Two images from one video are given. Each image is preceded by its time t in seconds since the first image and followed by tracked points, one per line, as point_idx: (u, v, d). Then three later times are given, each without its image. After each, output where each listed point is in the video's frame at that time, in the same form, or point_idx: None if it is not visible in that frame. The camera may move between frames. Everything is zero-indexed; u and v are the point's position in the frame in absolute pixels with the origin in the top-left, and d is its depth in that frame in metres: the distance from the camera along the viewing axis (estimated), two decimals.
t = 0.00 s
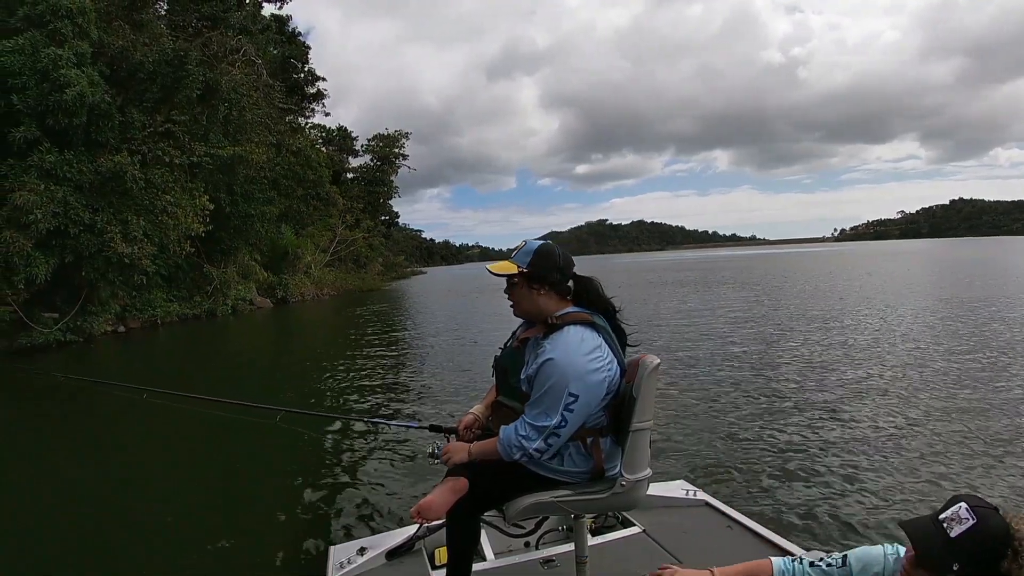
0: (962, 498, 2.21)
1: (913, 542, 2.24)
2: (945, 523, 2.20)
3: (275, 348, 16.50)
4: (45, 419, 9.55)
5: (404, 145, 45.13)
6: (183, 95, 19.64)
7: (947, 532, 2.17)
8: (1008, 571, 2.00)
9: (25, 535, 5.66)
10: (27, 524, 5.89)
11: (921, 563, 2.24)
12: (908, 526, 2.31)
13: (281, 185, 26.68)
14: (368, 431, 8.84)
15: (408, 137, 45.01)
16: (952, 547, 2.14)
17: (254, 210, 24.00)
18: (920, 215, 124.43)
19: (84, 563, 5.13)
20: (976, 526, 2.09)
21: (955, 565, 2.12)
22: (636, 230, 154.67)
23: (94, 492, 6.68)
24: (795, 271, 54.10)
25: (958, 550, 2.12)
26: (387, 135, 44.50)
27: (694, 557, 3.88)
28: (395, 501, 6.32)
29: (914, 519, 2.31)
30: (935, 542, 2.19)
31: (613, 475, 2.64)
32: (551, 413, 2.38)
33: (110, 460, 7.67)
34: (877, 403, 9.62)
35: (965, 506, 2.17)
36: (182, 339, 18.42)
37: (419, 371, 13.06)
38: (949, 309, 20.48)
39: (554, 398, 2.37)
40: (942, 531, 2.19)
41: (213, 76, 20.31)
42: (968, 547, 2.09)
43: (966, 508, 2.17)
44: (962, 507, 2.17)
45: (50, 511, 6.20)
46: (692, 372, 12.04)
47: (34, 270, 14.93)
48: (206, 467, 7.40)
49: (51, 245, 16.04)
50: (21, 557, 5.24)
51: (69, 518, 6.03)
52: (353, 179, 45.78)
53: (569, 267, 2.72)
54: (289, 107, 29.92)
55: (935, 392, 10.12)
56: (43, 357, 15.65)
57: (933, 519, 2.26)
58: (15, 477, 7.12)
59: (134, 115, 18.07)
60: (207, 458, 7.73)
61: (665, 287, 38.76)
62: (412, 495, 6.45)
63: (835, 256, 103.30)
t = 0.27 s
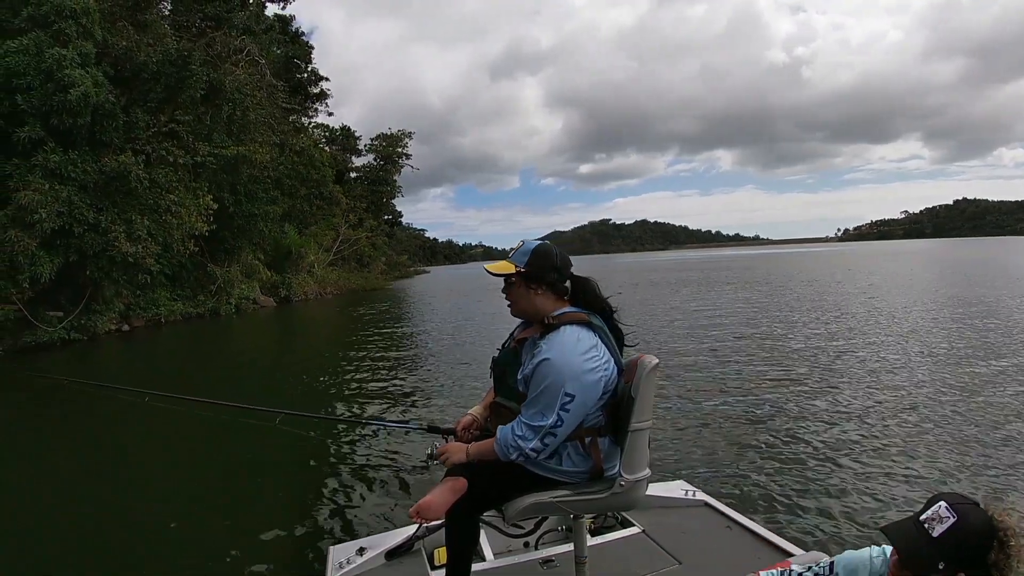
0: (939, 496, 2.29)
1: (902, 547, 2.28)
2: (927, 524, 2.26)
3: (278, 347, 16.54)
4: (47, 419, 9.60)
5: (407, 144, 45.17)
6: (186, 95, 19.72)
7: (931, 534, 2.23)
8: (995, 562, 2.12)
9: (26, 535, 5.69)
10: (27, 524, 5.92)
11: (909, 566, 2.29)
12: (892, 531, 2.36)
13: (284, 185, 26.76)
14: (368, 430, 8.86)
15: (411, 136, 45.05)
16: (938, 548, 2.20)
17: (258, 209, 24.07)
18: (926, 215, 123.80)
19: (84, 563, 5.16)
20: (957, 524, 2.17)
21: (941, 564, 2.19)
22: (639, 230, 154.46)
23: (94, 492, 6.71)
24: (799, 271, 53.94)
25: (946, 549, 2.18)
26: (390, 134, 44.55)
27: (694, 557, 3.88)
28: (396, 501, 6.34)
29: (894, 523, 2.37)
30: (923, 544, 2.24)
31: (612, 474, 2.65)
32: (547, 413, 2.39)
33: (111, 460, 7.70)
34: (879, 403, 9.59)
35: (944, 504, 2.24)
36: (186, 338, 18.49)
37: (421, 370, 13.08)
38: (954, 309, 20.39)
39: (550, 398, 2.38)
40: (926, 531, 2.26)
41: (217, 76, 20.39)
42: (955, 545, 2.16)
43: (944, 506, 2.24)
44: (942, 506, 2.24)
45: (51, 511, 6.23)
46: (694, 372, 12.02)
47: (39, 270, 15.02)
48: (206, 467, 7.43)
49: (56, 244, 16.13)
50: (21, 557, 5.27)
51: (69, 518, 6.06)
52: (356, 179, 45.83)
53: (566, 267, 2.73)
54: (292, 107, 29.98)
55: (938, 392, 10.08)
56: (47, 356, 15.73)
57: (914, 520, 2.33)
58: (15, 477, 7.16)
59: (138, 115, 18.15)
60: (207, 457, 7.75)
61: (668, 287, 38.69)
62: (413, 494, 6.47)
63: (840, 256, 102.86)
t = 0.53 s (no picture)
0: (926, 497, 2.36)
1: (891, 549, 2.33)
2: (915, 525, 2.32)
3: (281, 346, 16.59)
4: (50, 417, 9.65)
5: (410, 144, 45.21)
6: (191, 95, 19.81)
7: (918, 535, 2.29)
8: (986, 562, 2.15)
9: (28, 534, 5.71)
10: (29, 523, 5.94)
11: (898, 567, 2.33)
12: (880, 533, 2.42)
13: (288, 185, 26.82)
14: (370, 429, 8.88)
15: (414, 136, 45.09)
16: (927, 548, 2.25)
17: (262, 209, 24.15)
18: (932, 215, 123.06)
19: (85, 562, 5.17)
20: (944, 523, 2.23)
21: (928, 564, 2.24)
22: (644, 229, 154.16)
23: (95, 492, 6.73)
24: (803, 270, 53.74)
25: (935, 548, 2.23)
26: (393, 134, 44.60)
27: (693, 556, 3.88)
28: (396, 501, 6.36)
29: (884, 525, 2.43)
30: (911, 545, 2.29)
31: (612, 474, 2.65)
32: (541, 412, 2.40)
33: (112, 460, 7.73)
34: (882, 403, 9.55)
35: (932, 505, 2.30)
36: (190, 337, 18.57)
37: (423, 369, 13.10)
38: (959, 309, 20.26)
39: (544, 397, 2.39)
40: (914, 532, 2.31)
41: (221, 77, 20.48)
42: (943, 545, 2.21)
43: (932, 507, 2.30)
44: (928, 507, 2.30)
45: (52, 510, 6.25)
46: (695, 372, 12.00)
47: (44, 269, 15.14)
48: (207, 466, 7.45)
49: (61, 244, 16.23)
50: (23, 556, 5.28)
51: (71, 517, 6.08)
52: (359, 178, 45.88)
53: (565, 267, 2.74)
54: (296, 107, 30.05)
55: (942, 393, 10.03)
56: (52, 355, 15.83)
57: (903, 522, 2.38)
58: (17, 476, 7.18)
59: (143, 115, 18.24)
60: (208, 457, 7.77)
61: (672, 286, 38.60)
62: (414, 494, 6.50)
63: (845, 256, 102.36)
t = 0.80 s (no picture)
0: (929, 497, 2.34)
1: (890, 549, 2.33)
2: (916, 524, 2.31)
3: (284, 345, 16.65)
4: (50, 417, 9.64)
5: (414, 144, 45.29)
6: (195, 96, 19.90)
7: (919, 534, 2.28)
8: (986, 565, 2.14)
9: (28, 534, 5.63)
10: (29, 524, 5.85)
11: (899, 567, 2.33)
12: (883, 532, 2.41)
13: (292, 185, 26.93)
14: (371, 430, 8.90)
15: (418, 136, 45.17)
16: (928, 549, 2.25)
17: (266, 209, 24.25)
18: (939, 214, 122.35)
19: (87, 562, 5.12)
20: (945, 523, 2.22)
21: (929, 564, 2.24)
22: (648, 229, 153.89)
23: (95, 492, 6.66)
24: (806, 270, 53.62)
25: (935, 550, 2.22)
26: (396, 134, 44.69)
27: (693, 557, 3.88)
28: (398, 500, 6.38)
29: (887, 523, 2.43)
30: (912, 546, 2.29)
31: (611, 474, 2.66)
32: (540, 412, 2.41)
33: (112, 460, 7.65)
34: (884, 403, 9.52)
35: (934, 505, 2.29)
36: (194, 336, 18.66)
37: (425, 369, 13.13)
38: (964, 309, 20.17)
39: (543, 396, 2.40)
40: (915, 531, 2.31)
41: (225, 77, 20.60)
42: (943, 546, 2.20)
43: (934, 507, 2.29)
44: (930, 506, 2.29)
45: (52, 511, 6.15)
46: (697, 372, 11.99)
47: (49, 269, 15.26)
48: (209, 466, 7.40)
49: (66, 244, 16.35)
50: (23, 556, 5.21)
51: (72, 517, 6.00)
52: (363, 178, 45.99)
53: (565, 267, 2.74)
54: (299, 108, 30.15)
55: (946, 393, 9.98)
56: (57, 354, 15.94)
57: (905, 521, 2.37)
58: (17, 475, 7.09)
59: (147, 116, 18.35)
60: (210, 457, 7.72)
61: (674, 286, 38.61)
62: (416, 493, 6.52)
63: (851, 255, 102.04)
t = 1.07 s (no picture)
0: (933, 496, 2.33)
1: (891, 547, 2.32)
2: (920, 523, 2.30)
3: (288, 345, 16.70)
4: (53, 416, 9.69)
5: (417, 144, 45.35)
6: (199, 97, 20.01)
7: (922, 533, 2.27)
8: (988, 568, 2.12)
9: (28, 534, 5.67)
10: (28, 524, 5.88)
11: (899, 564, 2.32)
12: (885, 529, 2.40)
13: (296, 185, 27.01)
14: (373, 430, 8.93)
15: (421, 136, 45.22)
16: (930, 548, 2.24)
17: (270, 209, 24.35)
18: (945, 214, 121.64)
19: (88, 562, 5.14)
20: (949, 523, 2.20)
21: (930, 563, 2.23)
22: (652, 229, 153.60)
23: (96, 492, 6.69)
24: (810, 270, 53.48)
25: (936, 549, 2.22)
26: (400, 134, 44.79)
27: (693, 556, 3.88)
28: (399, 500, 6.39)
29: (889, 521, 2.41)
30: (914, 544, 2.28)
31: (612, 474, 2.66)
32: (540, 411, 2.42)
33: (112, 459, 7.70)
34: (887, 403, 9.49)
35: (937, 504, 2.28)
36: (199, 336, 18.75)
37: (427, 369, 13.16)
38: (969, 309, 20.06)
39: (544, 396, 2.41)
40: (917, 530, 2.30)
41: (229, 78, 20.71)
42: (946, 546, 2.20)
43: (938, 506, 2.28)
44: (934, 506, 2.28)
45: (51, 511, 6.19)
46: (699, 371, 11.97)
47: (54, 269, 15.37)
48: (208, 466, 7.44)
49: (71, 244, 16.46)
50: (23, 557, 5.23)
51: (72, 517, 6.04)
52: (367, 178, 46.07)
53: (569, 266, 2.75)
54: (303, 108, 30.25)
55: (950, 393, 9.94)
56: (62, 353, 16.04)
57: (909, 519, 2.36)
58: (16, 475, 7.16)
59: (152, 117, 18.44)
60: (209, 457, 7.76)
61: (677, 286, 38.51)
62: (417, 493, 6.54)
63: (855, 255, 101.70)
